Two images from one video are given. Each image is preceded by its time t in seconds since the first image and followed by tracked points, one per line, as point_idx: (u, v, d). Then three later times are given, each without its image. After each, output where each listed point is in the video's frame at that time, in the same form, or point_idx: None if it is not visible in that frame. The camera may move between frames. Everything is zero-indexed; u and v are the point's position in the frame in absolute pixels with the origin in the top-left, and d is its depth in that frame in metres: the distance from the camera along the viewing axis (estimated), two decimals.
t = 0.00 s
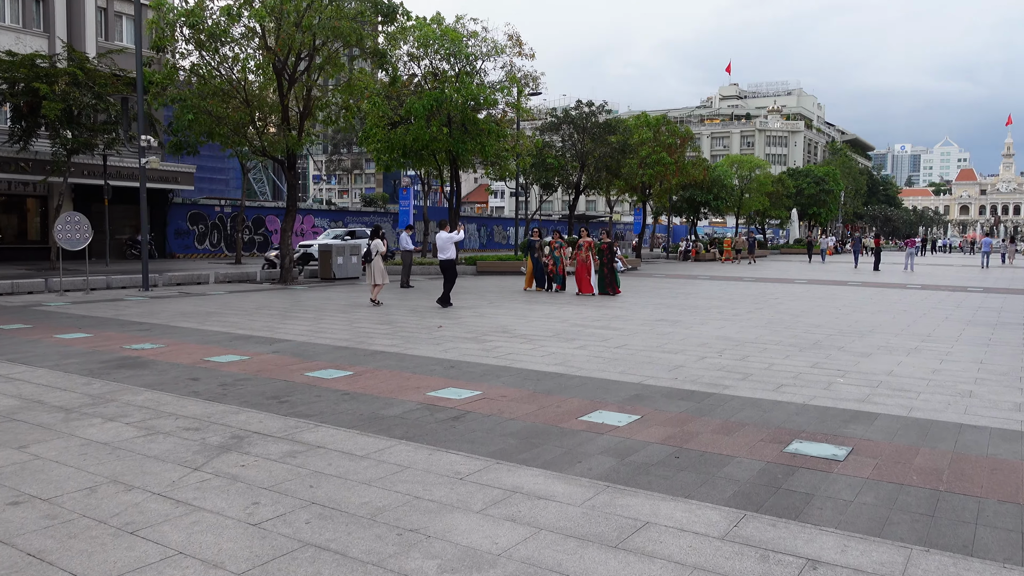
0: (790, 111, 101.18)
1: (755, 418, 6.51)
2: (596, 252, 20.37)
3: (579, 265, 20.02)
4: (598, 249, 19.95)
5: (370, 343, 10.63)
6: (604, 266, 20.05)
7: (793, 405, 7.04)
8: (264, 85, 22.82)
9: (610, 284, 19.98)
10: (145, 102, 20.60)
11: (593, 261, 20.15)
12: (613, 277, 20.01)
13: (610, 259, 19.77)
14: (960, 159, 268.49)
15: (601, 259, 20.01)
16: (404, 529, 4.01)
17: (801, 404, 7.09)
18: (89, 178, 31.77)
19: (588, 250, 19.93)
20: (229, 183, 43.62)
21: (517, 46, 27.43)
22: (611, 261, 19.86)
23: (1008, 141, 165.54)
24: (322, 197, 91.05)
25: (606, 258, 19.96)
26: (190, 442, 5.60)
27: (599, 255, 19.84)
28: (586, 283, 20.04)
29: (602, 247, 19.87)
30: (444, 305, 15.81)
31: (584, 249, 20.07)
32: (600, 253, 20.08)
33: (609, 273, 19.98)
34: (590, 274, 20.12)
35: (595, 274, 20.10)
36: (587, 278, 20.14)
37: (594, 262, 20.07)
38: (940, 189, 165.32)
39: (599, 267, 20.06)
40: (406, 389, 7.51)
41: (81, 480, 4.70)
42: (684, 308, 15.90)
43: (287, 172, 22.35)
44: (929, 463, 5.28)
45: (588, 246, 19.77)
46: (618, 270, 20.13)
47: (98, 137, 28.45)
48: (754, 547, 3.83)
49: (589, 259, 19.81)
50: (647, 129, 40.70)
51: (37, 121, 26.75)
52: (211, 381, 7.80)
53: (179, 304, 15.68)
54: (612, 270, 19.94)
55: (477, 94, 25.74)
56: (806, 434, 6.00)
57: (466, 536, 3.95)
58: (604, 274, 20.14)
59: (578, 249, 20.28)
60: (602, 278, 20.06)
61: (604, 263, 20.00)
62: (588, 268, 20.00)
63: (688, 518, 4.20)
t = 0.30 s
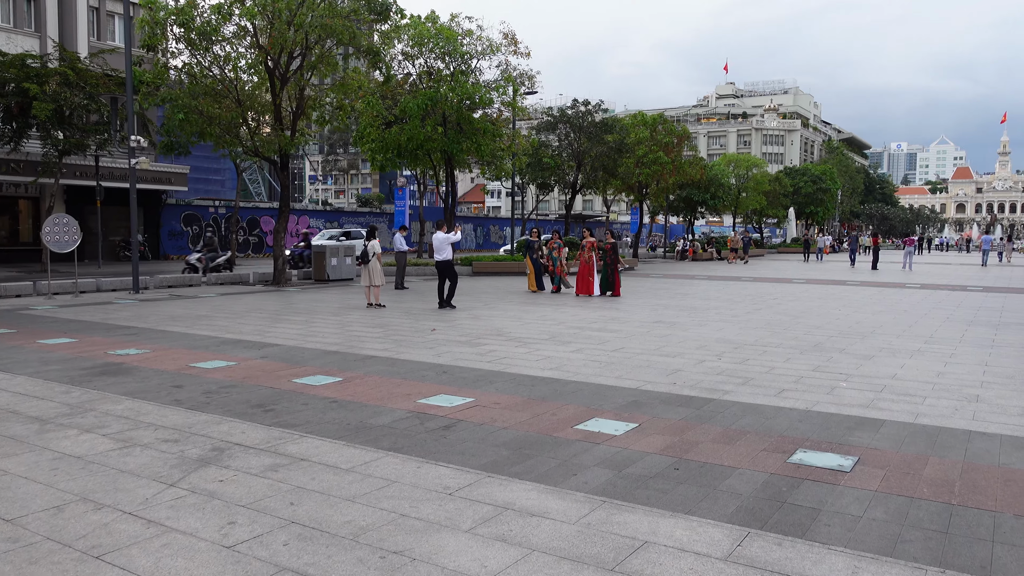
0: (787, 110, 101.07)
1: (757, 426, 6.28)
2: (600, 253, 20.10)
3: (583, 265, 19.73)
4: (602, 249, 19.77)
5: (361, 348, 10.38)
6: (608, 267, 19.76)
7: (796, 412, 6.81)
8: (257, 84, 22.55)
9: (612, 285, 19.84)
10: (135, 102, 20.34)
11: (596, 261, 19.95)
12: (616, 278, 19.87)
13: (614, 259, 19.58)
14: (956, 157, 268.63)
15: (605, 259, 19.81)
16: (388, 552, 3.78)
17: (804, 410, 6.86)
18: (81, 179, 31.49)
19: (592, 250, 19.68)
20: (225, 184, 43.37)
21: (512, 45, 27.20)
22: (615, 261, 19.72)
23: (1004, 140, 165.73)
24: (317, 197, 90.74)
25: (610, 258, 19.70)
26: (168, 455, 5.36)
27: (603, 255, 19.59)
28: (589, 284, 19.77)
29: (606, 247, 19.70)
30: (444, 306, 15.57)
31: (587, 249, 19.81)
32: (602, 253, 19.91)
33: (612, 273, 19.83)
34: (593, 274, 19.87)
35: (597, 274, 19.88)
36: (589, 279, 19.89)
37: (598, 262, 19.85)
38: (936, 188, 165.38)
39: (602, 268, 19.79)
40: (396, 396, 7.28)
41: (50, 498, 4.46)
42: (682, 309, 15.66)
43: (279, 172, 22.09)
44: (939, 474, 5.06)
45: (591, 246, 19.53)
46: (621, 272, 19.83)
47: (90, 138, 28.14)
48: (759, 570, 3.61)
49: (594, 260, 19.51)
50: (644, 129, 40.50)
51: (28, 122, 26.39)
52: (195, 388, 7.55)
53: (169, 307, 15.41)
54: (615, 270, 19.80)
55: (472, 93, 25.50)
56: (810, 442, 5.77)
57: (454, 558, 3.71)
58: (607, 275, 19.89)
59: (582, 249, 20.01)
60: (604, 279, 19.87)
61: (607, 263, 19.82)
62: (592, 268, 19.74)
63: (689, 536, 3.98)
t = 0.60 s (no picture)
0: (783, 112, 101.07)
1: (752, 433, 6.08)
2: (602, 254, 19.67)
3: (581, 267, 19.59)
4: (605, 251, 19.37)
5: (349, 353, 10.15)
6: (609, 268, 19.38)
7: (791, 418, 6.61)
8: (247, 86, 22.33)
9: (615, 288, 19.28)
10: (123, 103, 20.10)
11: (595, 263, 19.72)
12: (618, 281, 19.29)
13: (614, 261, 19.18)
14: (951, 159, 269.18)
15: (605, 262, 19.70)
16: (360, 572, 3.56)
17: (800, 416, 6.66)
18: (72, 181, 31.21)
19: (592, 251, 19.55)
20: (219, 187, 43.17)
21: (506, 46, 27.03)
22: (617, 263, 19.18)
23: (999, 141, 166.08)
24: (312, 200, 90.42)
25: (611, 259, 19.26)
26: (138, 466, 5.13)
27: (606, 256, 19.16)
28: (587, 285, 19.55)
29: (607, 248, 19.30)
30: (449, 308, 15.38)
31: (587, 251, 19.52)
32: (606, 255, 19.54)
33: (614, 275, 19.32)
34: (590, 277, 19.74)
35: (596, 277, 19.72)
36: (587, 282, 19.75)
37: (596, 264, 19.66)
38: (931, 189, 165.78)
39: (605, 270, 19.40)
40: (381, 403, 7.06)
41: (8, 514, 4.24)
42: (677, 312, 15.48)
43: (270, 174, 21.87)
44: (941, 483, 4.86)
45: (588, 248, 19.29)
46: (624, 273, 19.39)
47: (81, 140, 27.85)
48: None
49: (590, 261, 19.34)
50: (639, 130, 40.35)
51: (17, 124, 26.06)
52: (173, 395, 7.33)
53: (156, 311, 15.15)
54: (616, 272, 19.27)
55: (465, 94, 25.29)
56: (807, 451, 5.58)
57: None
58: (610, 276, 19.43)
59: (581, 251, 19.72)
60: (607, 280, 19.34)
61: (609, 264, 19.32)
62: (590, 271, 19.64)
63: (680, 554, 3.77)
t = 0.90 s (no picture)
0: (781, 112, 100.96)
1: (747, 440, 5.89)
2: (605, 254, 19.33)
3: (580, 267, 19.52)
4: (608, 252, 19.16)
5: (337, 355, 9.95)
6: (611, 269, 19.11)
7: (787, 424, 6.42)
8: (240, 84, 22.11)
9: (617, 288, 19.00)
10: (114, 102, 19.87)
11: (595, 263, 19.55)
12: (619, 280, 19.04)
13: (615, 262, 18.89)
14: (948, 158, 269.49)
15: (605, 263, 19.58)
16: None
17: (797, 422, 6.48)
18: (65, 181, 30.97)
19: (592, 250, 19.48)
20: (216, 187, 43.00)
21: (502, 44, 26.84)
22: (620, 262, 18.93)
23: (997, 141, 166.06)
24: (310, 199, 90.17)
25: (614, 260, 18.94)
26: (108, 477, 4.94)
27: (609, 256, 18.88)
28: (587, 285, 19.41)
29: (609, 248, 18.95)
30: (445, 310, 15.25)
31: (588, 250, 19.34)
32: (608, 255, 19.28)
33: (616, 274, 19.06)
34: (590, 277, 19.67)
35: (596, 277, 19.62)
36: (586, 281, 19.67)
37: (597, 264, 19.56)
38: (929, 188, 165.71)
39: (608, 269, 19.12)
40: (365, 408, 6.87)
41: None
42: (673, 312, 15.30)
43: (263, 173, 21.65)
44: (942, 494, 4.68)
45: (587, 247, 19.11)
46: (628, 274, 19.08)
47: (74, 139, 27.57)
48: None
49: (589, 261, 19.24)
50: (636, 129, 40.18)
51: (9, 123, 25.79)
52: (152, 401, 7.12)
53: (145, 312, 14.94)
54: (618, 272, 19.00)
55: (460, 92, 25.08)
56: (802, 459, 5.39)
57: None
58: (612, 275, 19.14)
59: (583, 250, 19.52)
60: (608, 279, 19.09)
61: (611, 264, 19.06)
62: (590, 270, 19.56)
63: (669, 572, 3.58)
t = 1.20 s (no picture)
0: (780, 113, 100.81)
1: (747, 447, 5.68)
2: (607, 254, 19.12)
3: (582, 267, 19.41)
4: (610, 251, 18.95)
5: (327, 357, 9.74)
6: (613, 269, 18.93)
7: (788, 430, 6.21)
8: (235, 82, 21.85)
9: (618, 288, 18.86)
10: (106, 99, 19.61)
11: (598, 262, 19.36)
12: (622, 280, 18.88)
13: (618, 263, 18.69)
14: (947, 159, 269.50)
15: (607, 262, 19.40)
16: None
17: (797, 428, 6.28)
18: (60, 179, 30.72)
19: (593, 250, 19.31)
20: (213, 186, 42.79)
21: (499, 43, 26.62)
22: (623, 262, 18.72)
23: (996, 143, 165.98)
24: (307, 199, 89.84)
25: (617, 260, 18.74)
26: (79, 484, 4.72)
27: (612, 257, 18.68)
28: (589, 285, 19.32)
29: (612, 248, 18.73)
30: (442, 311, 15.06)
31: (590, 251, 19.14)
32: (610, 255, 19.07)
33: (619, 274, 18.86)
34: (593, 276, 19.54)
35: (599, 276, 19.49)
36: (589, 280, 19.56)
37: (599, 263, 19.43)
38: (928, 190, 165.64)
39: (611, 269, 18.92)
40: (353, 412, 6.65)
41: None
42: (671, 313, 15.13)
43: (257, 172, 21.40)
44: (951, 505, 4.46)
45: (589, 248, 18.90)
46: (631, 273, 18.92)
47: (68, 137, 27.25)
48: None
49: (591, 261, 19.09)
50: (635, 129, 39.99)
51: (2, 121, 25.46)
52: (133, 404, 6.89)
53: (135, 312, 14.70)
54: (621, 273, 18.80)
55: (458, 91, 24.85)
56: (805, 467, 5.18)
57: None
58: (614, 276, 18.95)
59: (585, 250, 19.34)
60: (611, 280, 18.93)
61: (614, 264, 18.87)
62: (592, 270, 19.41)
63: None
